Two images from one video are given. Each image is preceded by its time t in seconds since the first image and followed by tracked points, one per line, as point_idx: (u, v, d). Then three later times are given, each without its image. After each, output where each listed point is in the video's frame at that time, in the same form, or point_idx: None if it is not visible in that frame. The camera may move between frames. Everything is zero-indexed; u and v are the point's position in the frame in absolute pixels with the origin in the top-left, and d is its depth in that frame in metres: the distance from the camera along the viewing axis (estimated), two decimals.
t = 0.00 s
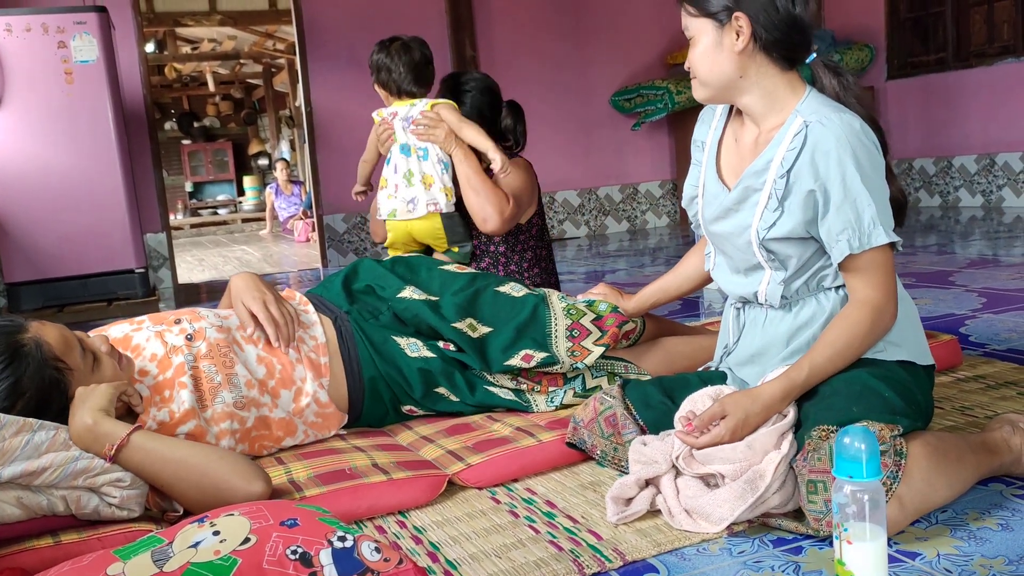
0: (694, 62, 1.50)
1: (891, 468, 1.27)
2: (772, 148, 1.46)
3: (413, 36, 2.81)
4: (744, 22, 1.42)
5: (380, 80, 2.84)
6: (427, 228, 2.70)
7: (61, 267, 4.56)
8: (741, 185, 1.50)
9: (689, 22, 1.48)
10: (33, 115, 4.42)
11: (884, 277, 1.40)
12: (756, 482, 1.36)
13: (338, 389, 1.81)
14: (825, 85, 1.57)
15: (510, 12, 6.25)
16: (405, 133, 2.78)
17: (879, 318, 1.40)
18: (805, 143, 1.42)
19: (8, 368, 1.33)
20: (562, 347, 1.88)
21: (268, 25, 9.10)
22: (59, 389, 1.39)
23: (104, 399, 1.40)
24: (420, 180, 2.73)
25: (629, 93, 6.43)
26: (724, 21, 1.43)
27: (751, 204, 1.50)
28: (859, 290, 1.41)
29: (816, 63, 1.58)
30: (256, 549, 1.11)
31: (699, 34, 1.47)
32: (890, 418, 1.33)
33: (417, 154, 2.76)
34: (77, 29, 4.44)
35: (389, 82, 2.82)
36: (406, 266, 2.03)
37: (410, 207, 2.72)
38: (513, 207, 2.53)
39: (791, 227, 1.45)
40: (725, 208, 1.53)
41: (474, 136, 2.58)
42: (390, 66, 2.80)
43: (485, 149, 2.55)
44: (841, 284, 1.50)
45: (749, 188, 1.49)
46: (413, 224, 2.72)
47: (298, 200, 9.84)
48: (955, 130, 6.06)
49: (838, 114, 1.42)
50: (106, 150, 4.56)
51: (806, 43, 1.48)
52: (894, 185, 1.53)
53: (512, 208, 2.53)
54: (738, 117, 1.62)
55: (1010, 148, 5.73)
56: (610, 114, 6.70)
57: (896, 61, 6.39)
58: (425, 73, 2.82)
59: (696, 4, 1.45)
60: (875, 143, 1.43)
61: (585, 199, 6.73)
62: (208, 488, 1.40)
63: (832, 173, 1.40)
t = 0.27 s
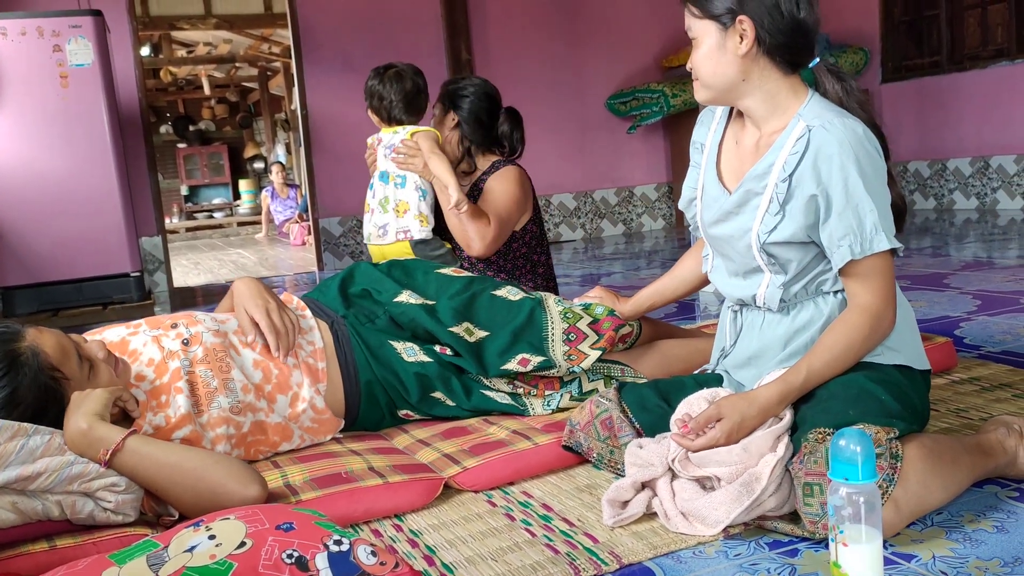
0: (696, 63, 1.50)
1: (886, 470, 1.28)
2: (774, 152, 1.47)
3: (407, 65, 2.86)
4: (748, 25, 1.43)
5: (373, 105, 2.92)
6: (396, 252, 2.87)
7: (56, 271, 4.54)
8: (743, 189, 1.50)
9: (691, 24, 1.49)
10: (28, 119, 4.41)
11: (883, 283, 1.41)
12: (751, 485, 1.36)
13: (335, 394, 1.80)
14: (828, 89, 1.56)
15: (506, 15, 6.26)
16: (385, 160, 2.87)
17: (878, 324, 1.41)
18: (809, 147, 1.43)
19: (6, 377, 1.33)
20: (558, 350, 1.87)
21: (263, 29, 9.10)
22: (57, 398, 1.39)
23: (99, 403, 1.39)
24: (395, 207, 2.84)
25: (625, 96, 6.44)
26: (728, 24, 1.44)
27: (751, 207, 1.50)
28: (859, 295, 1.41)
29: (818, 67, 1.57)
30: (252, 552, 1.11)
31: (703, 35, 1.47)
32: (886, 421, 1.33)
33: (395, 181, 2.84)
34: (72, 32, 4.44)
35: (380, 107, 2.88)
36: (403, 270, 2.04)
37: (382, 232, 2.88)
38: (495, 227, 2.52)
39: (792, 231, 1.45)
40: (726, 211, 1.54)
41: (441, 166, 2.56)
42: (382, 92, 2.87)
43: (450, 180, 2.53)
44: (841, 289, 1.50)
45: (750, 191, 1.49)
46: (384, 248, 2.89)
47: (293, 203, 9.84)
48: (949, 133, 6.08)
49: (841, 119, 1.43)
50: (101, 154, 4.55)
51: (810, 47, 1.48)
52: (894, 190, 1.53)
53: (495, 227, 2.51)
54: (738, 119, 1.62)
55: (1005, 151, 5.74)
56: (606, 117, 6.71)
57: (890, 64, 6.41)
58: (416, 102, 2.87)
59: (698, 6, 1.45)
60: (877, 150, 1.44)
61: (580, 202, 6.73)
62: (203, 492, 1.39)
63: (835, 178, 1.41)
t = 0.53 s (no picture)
0: (692, 63, 1.51)
1: (877, 470, 1.28)
2: (768, 152, 1.47)
3: (383, 71, 3.03)
4: (744, 25, 1.43)
5: (352, 112, 3.03)
6: (401, 250, 2.84)
7: (47, 273, 4.52)
8: (736, 189, 1.50)
9: (687, 23, 1.49)
10: (19, 120, 4.39)
11: (874, 284, 1.41)
12: (743, 485, 1.36)
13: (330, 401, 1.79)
14: (822, 90, 1.57)
15: (500, 15, 6.27)
16: (373, 161, 2.89)
17: (870, 325, 1.41)
18: (802, 148, 1.43)
19: None
20: (550, 349, 1.87)
21: (257, 29, 9.09)
22: (49, 404, 1.39)
23: (89, 406, 1.38)
24: (392, 205, 2.85)
25: (618, 96, 6.45)
26: (724, 24, 1.44)
27: (745, 208, 1.50)
28: (851, 296, 1.42)
29: (813, 68, 1.58)
30: (242, 556, 1.11)
31: (698, 35, 1.47)
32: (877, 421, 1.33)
33: (387, 181, 2.87)
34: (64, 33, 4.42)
35: (360, 112, 2.99)
36: (394, 270, 2.03)
37: (383, 232, 2.87)
38: (485, 225, 2.52)
39: (786, 231, 1.45)
40: (719, 211, 1.54)
41: (440, 166, 2.59)
42: (361, 98, 2.99)
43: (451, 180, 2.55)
44: (833, 291, 1.51)
45: (744, 191, 1.49)
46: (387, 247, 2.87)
47: (287, 204, 9.82)
48: (941, 133, 6.09)
49: (835, 120, 1.43)
50: (93, 155, 4.53)
51: (805, 48, 1.49)
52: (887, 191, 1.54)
53: (484, 226, 2.51)
54: (732, 120, 1.62)
55: (997, 151, 5.76)
56: (599, 117, 6.72)
57: (882, 64, 6.43)
58: (394, 103, 3.01)
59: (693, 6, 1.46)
60: (870, 150, 1.44)
61: (574, 202, 6.73)
62: (195, 495, 1.39)
63: (829, 180, 1.41)
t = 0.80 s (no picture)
0: (686, 55, 1.50)
1: (868, 463, 1.28)
2: (760, 146, 1.46)
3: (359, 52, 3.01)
4: (739, 17, 1.43)
5: (337, 99, 3.06)
6: (407, 225, 2.77)
7: (36, 268, 4.49)
8: (729, 183, 1.50)
9: (681, 15, 1.48)
10: (7, 113, 4.35)
11: (865, 277, 1.41)
12: (735, 480, 1.36)
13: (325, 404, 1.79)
14: (815, 85, 1.57)
15: (492, 10, 6.25)
16: (371, 140, 2.87)
17: (861, 319, 1.41)
18: (795, 141, 1.43)
19: None
20: (545, 348, 1.86)
21: (247, 22, 9.05)
22: (39, 405, 1.39)
23: (74, 405, 1.37)
24: (393, 181, 2.81)
25: (610, 91, 6.44)
26: (719, 16, 1.43)
27: (737, 201, 1.50)
28: (842, 289, 1.42)
29: (807, 63, 1.58)
30: (232, 551, 1.10)
31: (692, 27, 1.47)
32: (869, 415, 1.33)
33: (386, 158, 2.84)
34: (53, 26, 4.39)
35: (346, 98, 3.03)
36: (389, 267, 2.02)
37: (387, 208, 2.80)
38: (477, 210, 2.50)
39: (778, 225, 1.45)
40: (711, 205, 1.53)
41: (447, 145, 2.59)
42: (344, 84, 3.02)
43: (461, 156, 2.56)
44: (824, 285, 1.51)
45: (736, 185, 1.49)
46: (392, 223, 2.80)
47: (278, 198, 9.79)
48: (932, 128, 6.11)
49: (827, 114, 1.42)
50: (82, 149, 4.51)
51: (799, 42, 1.48)
52: (879, 185, 1.54)
53: (475, 213, 2.49)
54: (725, 113, 1.62)
55: (987, 146, 5.78)
56: (591, 112, 6.71)
57: (874, 59, 6.44)
58: (376, 84, 3.04)
59: None
60: (862, 144, 1.44)
61: (566, 197, 6.73)
62: (186, 492, 1.38)
63: (821, 173, 1.41)
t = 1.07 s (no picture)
0: (682, 47, 1.49)
1: (861, 456, 1.28)
2: (757, 139, 1.46)
3: (357, 30, 3.07)
4: (736, 11, 1.42)
5: (329, 73, 3.08)
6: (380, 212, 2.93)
7: (26, 260, 4.45)
8: (725, 176, 1.49)
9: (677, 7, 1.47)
10: None
11: (860, 270, 1.41)
12: (728, 472, 1.36)
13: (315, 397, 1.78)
14: (812, 78, 1.56)
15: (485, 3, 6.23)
16: (357, 122, 2.99)
17: (855, 313, 1.41)
18: (792, 135, 1.42)
19: None
20: (537, 341, 1.86)
21: (240, 14, 9.00)
22: (27, 399, 1.38)
23: (63, 398, 1.36)
24: (371, 168, 2.96)
25: (604, 85, 6.43)
26: (716, 9, 1.43)
27: (733, 194, 1.50)
28: (836, 282, 1.42)
29: (804, 56, 1.58)
30: (223, 544, 1.09)
31: (690, 19, 1.45)
32: (863, 407, 1.33)
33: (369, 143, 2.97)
34: (43, 16, 4.35)
35: (339, 73, 3.05)
36: (381, 259, 2.00)
37: (362, 192, 2.96)
38: (473, 206, 2.48)
39: (773, 218, 1.45)
40: (707, 198, 1.53)
41: (433, 140, 2.61)
42: (339, 59, 3.05)
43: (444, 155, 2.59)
44: (818, 277, 1.51)
45: (733, 178, 1.49)
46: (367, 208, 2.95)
47: (271, 191, 9.76)
48: (925, 123, 6.12)
49: (824, 107, 1.42)
50: (73, 140, 4.48)
51: (796, 35, 1.48)
52: (874, 179, 1.53)
53: (471, 208, 2.48)
54: (722, 106, 1.62)
55: (980, 141, 5.79)
56: (585, 106, 6.70)
57: (867, 53, 6.44)
58: (371, 63, 3.08)
59: None
60: (858, 137, 1.43)
61: (559, 190, 6.72)
62: (177, 486, 1.37)
63: (818, 167, 1.40)
